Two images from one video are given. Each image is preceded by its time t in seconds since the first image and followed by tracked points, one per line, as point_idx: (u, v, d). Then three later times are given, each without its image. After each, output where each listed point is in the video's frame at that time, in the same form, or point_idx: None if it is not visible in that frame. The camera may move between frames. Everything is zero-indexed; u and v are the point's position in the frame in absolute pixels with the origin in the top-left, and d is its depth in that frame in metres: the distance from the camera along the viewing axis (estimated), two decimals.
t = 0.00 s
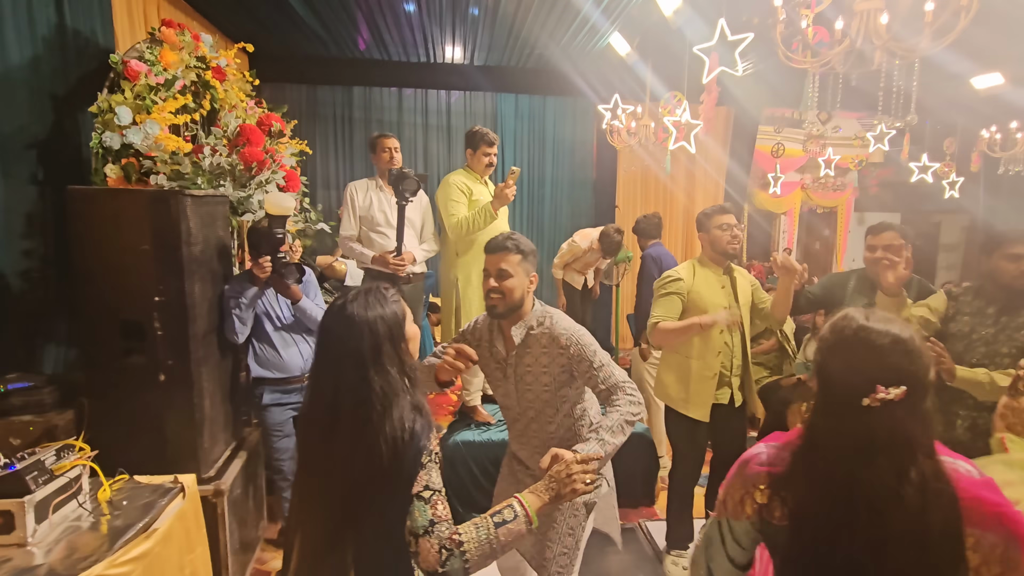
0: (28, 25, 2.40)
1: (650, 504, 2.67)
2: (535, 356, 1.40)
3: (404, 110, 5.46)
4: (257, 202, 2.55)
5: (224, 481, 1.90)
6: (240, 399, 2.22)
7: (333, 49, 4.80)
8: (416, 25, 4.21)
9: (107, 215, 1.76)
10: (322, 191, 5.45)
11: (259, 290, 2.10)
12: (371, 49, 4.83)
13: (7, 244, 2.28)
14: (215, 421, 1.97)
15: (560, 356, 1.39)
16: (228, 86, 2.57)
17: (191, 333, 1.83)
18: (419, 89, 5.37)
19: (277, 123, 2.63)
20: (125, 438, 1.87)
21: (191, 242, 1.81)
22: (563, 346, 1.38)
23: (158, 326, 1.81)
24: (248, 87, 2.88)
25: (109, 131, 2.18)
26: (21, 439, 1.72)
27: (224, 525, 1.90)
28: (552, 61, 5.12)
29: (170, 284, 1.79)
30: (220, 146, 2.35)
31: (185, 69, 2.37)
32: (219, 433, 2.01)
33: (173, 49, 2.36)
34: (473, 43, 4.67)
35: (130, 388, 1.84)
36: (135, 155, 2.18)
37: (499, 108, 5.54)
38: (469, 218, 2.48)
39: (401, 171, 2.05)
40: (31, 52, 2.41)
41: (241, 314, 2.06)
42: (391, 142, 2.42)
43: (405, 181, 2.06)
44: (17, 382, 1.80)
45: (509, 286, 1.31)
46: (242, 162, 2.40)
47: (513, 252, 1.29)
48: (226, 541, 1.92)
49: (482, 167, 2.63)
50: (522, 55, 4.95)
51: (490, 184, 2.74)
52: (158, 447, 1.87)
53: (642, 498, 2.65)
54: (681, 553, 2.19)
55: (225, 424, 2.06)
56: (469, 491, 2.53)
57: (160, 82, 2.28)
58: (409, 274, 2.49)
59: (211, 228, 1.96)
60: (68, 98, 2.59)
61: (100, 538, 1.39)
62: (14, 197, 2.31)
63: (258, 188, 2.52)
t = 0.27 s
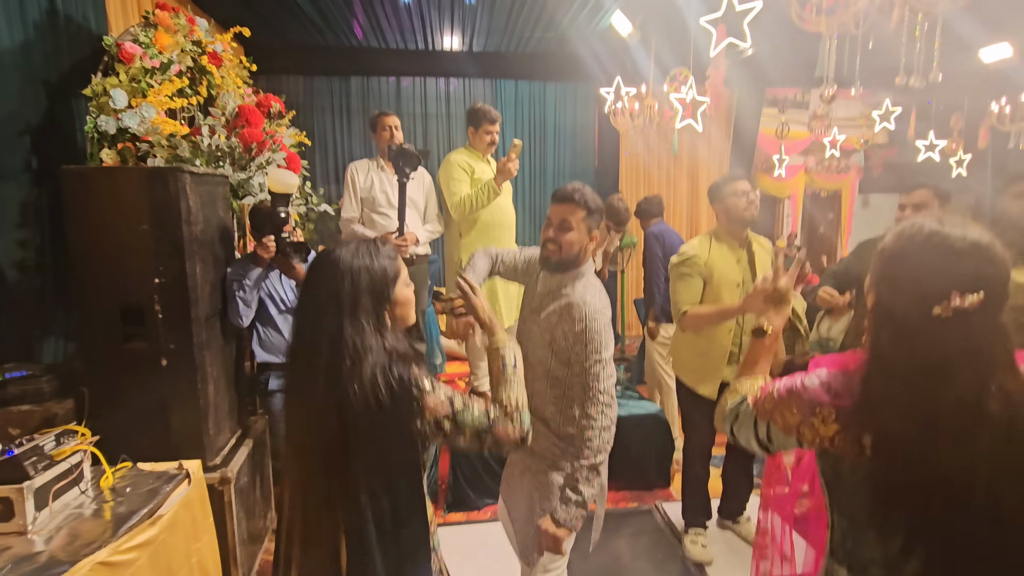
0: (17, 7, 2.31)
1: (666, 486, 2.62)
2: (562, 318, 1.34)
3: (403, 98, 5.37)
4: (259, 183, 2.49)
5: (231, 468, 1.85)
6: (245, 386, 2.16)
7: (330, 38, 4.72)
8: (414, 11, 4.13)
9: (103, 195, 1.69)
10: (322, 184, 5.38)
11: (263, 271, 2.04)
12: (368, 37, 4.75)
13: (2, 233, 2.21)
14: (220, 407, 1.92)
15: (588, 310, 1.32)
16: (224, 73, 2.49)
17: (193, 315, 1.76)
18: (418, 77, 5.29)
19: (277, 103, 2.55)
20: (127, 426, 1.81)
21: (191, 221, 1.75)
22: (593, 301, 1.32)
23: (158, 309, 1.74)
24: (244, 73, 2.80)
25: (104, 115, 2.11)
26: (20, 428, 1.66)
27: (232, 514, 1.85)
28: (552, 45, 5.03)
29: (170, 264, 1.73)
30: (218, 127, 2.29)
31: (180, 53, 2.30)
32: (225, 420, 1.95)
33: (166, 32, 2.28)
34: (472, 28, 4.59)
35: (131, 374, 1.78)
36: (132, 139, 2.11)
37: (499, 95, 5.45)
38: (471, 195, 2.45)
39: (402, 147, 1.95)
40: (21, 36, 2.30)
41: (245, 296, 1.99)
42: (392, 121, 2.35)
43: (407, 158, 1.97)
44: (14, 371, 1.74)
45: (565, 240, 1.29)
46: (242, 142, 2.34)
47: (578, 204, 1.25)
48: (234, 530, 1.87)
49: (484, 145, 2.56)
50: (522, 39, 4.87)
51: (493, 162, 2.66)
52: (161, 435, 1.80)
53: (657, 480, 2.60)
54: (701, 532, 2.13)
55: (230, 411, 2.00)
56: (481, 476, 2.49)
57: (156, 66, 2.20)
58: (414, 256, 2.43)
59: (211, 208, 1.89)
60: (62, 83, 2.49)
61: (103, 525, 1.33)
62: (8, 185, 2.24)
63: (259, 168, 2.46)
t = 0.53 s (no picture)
0: None
1: (694, 484, 2.47)
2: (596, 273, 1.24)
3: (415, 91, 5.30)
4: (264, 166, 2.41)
5: (233, 463, 1.75)
6: (251, 379, 2.07)
7: (340, 30, 4.65)
8: None
9: (98, 173, 1.61)
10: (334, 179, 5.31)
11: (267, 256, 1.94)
12: (379, 28, 4.67)
13: (2, 222, 2.14)
14: (222, 399, 1.82)
15: (614, 267, 1.21)
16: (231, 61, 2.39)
17: (192, 300, 1.67)
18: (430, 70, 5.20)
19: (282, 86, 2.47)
20: (125, 418, 1.72)
21: (189, 200, 1.66)
22: (618, 258, 1.23)
23: (155, 295, 1.65)
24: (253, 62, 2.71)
25: (105, 98, 2.00)
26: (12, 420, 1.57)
27: (235, 512, 1.74)
28: (566, 33, 4.91)
29: (167, 246, 1.64)
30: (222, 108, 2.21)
31: (186, 37, 2.20)
32: (228, 413, 1.85)
33: (172, 15, 2.18)
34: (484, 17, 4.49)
35: (128, 364, 1.69)
36: (134, 123, 2.00)
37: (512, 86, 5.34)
38: (483, 176, 2.34)
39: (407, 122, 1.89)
40: (23, 21, 2.23)
41: (249, 282, 1.88)
42: (398, 100, 2.30)
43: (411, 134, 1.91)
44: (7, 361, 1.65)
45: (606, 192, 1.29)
46: (246, 124, 2.27)
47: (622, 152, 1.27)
48: (238, 529, 1.76)
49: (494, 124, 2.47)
50: (535, 27, 4.75)
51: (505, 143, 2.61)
52: (160, 428, 1.71)
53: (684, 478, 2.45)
54: (735, 533, 1.98)
55: (234, 403, 1.91)
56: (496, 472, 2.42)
57: (160, 48, 2.10)
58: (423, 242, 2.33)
59: (212, 189, 1.80)
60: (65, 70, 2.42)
61: (91, 521, 1.23)
62: (8, 172, 2.17)
63: (263, 151, 2.39)
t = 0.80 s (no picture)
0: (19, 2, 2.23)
1: (712, 504, 2.35)
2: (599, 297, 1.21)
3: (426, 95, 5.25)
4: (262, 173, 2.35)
5: (224, 485, 1.68)
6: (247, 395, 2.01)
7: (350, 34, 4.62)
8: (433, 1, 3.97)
9: (82, 187, 1.56)
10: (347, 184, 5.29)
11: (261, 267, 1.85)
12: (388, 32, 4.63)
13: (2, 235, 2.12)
14: (214, 418, 1.76)
15: (582, 290, 1.22)
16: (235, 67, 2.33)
17: (179, 317, 1.61)
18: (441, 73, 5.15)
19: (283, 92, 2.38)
20: (114, 439, 1.66)
21: (175, 213, 1.59)
22: (609, 270, 1.23)
23: (141, 311, 1.59)
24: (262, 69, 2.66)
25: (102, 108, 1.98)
26: None
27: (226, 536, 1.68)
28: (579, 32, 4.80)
29: (153, 261, 1.58)
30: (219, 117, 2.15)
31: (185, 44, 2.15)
32: (221, 432, 1.79)
33: (169, 21, 2.14)
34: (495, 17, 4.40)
35: (116, 382, 1.63)
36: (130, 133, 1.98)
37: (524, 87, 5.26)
38: (490, 184, 2.26)
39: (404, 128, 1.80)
40: (23, 32, 2.22)
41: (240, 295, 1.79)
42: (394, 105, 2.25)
43: (408, 140, 1.82)
44: None
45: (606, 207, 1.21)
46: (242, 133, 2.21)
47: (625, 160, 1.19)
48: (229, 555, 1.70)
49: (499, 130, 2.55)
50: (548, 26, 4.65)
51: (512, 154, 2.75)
52: (149, 449, 1.65)
53: (702, 498, 2.31)
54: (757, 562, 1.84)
55: (228, 421, 1.84)
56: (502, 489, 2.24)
57: (157, 56, 2.06)
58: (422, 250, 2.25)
59: (202, 200, 1.74)
60: (66, 81, 2.39)
61: (62, 556, 1.17)
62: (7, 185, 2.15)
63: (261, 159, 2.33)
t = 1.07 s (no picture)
0: (29, 15, 2.31)
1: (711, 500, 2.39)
2: (576, 307, 1.19)
3: (428, 95, 5.37)
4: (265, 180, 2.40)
5: (231, 482, 1.74)
6: (254, 395, 2.07)
7: (353, 36, 4.68)
8: (434, 4, 4.01)
9: (92, 195, 1.62)
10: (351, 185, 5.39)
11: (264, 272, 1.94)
12: (392, 34, 4.69)
13: (18, 241, 2.18)
14: (222, 418, 1.82)
15: (558, 300, 1.22)
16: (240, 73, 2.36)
17: (186, 320, 1.66)
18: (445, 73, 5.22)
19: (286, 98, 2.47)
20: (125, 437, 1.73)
21: (181, 220, 1.65)
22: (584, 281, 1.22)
23: (150, 315, 1.65)
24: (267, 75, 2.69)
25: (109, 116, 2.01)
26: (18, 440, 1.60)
27: (234, 532, 1.74)
28: (583, 30, 4.83)
29: (159, 266, 1.63)
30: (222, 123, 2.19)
31: (191, 52, 2.20)
32: (229, 430, 1.85)
33: (176, 30, 2.19)
34: (496, 18, 4.44)
35: (126, 383, 1.69)
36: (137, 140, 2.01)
37: (527, 86, 5.36)
38: (495, 185, 2.25)
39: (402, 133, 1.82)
40: (33, 42, 2.30)
41: (246, 298, 1.87)
42: (397, 109, 2.32)
43: (406, 145, 1.83)
44: (14, 381, 1.69)
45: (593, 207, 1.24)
46: (245, 138, 2.28)
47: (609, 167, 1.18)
48: (237, 549, 1.76)
49: (500, 130, 2.42)
50: (550, 25, 4.67)
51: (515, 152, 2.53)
52: (159, 447, 1.72)
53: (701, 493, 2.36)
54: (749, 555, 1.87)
55: (235, 420, 1.91)
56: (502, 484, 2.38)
57: (163, 64, 2.11)
58: (421, 252, 2.31)
59: (207, 207, 1.80)
60: (76, 89, 2.45)
61: (76, 550, 1.22)
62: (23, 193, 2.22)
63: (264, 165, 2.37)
